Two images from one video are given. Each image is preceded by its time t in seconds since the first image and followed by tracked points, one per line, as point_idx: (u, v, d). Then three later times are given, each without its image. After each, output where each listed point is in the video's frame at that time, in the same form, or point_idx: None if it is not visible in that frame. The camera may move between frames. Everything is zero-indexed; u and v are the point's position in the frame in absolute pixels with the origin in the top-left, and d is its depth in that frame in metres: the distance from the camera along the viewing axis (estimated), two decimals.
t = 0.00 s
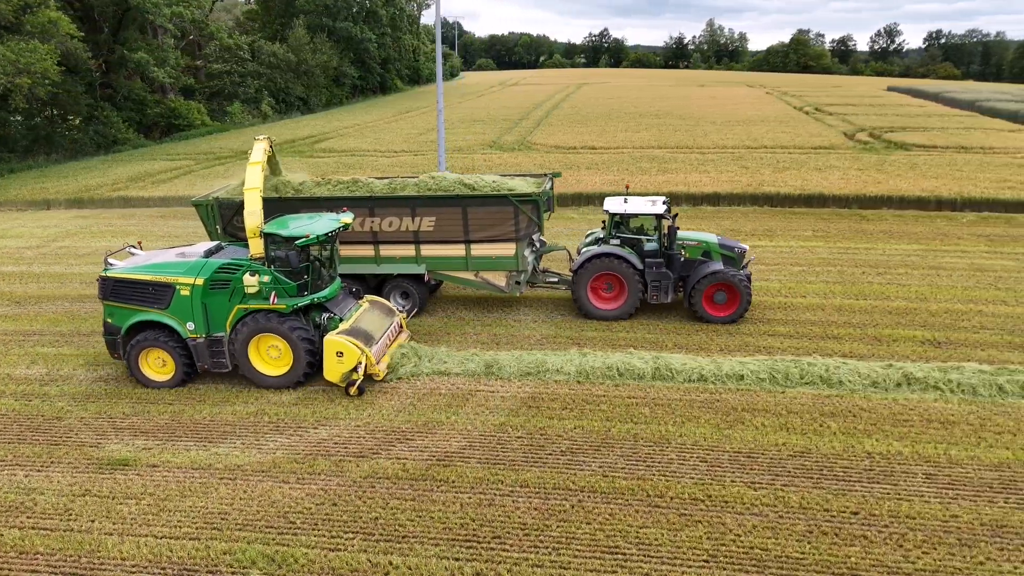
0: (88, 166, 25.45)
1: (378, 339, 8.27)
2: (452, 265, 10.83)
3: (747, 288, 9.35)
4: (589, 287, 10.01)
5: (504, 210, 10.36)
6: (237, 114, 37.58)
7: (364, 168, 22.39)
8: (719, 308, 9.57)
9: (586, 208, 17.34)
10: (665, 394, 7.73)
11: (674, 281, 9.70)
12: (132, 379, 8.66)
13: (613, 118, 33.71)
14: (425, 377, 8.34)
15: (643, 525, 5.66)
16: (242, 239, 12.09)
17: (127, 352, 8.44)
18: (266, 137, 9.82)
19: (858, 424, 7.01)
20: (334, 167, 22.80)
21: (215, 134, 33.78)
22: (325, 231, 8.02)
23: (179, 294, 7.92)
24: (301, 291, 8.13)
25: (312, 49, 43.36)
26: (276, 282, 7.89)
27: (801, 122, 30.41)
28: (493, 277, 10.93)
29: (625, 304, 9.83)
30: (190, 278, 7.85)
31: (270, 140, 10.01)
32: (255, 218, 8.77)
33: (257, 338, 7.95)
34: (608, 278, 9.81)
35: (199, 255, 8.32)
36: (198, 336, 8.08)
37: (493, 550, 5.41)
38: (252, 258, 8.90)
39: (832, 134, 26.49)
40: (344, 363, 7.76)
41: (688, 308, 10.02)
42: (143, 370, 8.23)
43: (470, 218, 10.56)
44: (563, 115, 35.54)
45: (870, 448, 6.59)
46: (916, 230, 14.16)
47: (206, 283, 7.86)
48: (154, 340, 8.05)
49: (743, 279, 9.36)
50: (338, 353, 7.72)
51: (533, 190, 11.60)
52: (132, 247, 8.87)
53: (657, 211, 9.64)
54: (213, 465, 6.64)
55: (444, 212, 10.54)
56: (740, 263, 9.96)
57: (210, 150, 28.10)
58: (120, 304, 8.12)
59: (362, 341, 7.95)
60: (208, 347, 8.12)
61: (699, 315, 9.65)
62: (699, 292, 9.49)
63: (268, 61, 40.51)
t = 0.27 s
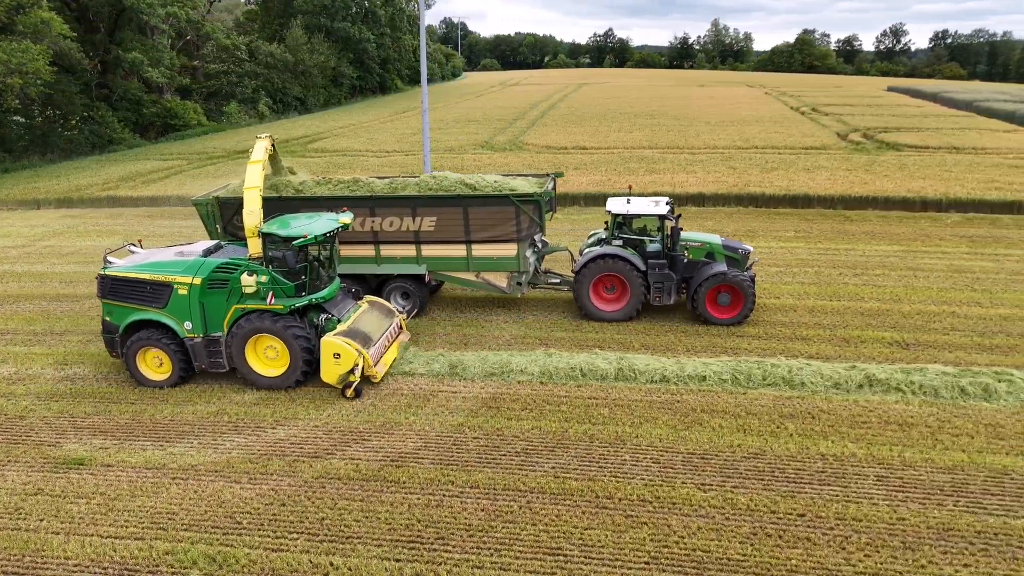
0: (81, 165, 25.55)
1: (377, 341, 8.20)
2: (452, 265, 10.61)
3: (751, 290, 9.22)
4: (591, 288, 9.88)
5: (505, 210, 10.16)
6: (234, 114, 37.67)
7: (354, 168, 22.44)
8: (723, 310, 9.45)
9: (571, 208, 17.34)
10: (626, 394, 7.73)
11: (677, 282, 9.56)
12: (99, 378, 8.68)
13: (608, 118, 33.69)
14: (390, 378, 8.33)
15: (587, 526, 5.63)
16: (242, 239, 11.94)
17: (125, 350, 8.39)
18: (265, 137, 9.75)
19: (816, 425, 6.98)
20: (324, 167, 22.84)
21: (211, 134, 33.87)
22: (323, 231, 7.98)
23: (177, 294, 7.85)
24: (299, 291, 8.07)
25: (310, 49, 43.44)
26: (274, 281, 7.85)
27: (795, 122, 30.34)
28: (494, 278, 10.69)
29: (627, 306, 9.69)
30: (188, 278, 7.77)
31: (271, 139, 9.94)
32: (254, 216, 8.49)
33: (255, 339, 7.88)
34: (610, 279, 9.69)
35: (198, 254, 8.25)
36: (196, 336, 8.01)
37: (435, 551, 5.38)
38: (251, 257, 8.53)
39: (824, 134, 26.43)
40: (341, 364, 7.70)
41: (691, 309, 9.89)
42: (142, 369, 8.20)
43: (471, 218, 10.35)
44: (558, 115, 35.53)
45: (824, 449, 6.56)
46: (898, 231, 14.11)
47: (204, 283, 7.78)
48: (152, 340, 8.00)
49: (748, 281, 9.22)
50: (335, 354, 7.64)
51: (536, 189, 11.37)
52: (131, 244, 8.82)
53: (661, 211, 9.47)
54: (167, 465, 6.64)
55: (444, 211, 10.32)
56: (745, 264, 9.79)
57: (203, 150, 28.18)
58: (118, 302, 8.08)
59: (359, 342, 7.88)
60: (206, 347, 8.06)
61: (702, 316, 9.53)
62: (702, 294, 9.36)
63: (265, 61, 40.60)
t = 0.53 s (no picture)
0: (72, 165, 25.62)
1: (372, 342, 8.12)
2: (452, 265, 10.56)
3: (753, 292, 9.16)
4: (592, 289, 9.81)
5: (505, 210, 10.08)
6: (229, 114, 37.73)
7: (342, 168, 22.46)
8: (725, 311, 9.38)
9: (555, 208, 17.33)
10: (587, 394, 7.73)
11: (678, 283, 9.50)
12: (64, 378, 8.69)
13: (601, 118, 33.67)
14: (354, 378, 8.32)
15: (531, 527, 5.62)
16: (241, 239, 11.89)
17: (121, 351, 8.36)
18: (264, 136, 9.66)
19: (772, 426, 6.97)
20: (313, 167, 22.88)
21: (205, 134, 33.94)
22: (319, 231, 7.87)
23: (172, 293, 7.82)
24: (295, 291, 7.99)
25: (306, 49, 43.49)
26: (270, 282, 7.78)
27: (787, 122, 30.29)
28: (494, 278, 10.65)
29: (628, 307, 9.60)
30: (183, 278, 7.74)
31: (269, 137, 9.89)
32: (251, 215, 8.48)
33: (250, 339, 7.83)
34: (611, 280, 9.62)
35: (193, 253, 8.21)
36: (191, 337, 7.97)
37: (376, 552, 5.36)
38: (246, 257, 8.40)
39: (815, 134, 26.38)
40: (337, 365, 7.60)
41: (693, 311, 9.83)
42: (137, 370, 8.17)
43: (471, 218, 10.28)
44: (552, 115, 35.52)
45: (777, 451, 6.55)
46: (878, 231, 14.07)
47: (199, 282, 7.74)
48: (147, 340, 7.96)
49: (750, 282, 9.16)
50: (330, 355, 7.54)
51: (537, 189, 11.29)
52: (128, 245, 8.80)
53: (662, 212, 9.41)
54: (120, 465, 6.64)
55: (444, 211, 10.24)
56: (747, 265, 9.72)
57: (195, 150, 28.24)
58: (113, 302, 8.05)
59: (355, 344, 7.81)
60: (201, 348, 8.02)
61: (704, 317, 9.48)
62: (704, 295, 9.30)
63: (261, 61, 40.67)
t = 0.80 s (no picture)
0: (62, 165, 25.70)
1: (368, 343, 8.06)
2: (452, 266, 10.49)
3: (755, 294, 9.08)
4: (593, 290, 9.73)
5: (505, 211, 10.01)
6: (224, 114, 37.80)
7: (330, 168, 22.51)
8: (726, 313, 9.29)
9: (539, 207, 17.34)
10: (546, 394, 7.72)
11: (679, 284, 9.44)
12: (29, 377, 8.72)
13: (594, 117, 33.66)
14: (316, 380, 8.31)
15: (474, 528, 5.60)
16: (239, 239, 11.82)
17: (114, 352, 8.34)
18: (266, 134, 9.53)
19: (727, 427, 6.95)
20: (301, 167, 22.95)
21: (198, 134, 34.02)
22: (312, 231, 7.84)
23: (165, 294, 7.80)
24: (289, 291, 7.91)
25: (300, 49, 43.69)
26: (264, 282, 7.71)
27: (780, 122, 30.23)
28: (494, 278, 10.56)
29: (628, 309, 9.54)
30: (176, 278, 7.72)
31: (271, 136, 9.82)
32: (245, 216, 8.59)
33: (243, 340, 7.79)
34: (611, 281, 9.57)
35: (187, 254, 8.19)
36: (184, 337, 7.95)
37: (315, 552, 5.34)
38: (241, 257, 8.40)
39: (806, 134, 26.32)
40: (331, 366, 7.57)
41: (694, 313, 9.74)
42: (131, 371, 8.15)
43: (470, 218, 10.21)
44: (545, 115, 35.51)
45: (729, 452, 6.53)
46: (857, 232, 14.02)
47: (192, 283, 7.72)
48: (140, 341, 7.94)
49: (751, 284, 9.09)
50: (325, 356, 7.52)
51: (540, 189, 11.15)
52: (122, 245, 8.79)
53: (663, 212, 9.36)
54: (70, 465, 6.64)
55: (443, 211, 10.18)
56: (749, 267, 9.63)
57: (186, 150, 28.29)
58: (107, 303, 8.04)
59: (351, 345, 7.75)
60: (195, 348, 8.00)
61: (705, 320, 9.39)
62: (705, 297, 9.21)
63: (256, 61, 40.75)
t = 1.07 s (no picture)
0: (55, 164, 25.80)
1: (365, 345, 7.98)
2: (452, 266, 10.38)
3: (759, 297, 8.99)
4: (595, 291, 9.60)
5: (506, 211, 9.88)
6: (220, 114, 37.89)
7: (320, 167, 22.54)
8: (730, 315, 9.17)
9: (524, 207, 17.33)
10: (507, 394, 7.70)
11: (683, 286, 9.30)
12: None
13: (589, 117, 33.64)
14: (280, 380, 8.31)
15: (418, 529, 5.58)
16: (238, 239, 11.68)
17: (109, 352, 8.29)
18: (263, 137, 9.44)
19: (683, 428, 6.92)
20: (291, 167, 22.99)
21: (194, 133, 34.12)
22: (309, 231, 7.84)
23: (161, 294, 7.75)
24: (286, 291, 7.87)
25: (298, 49, 43.78)
26: (260, 282, 7.68)
27: (773, 122, 30.16)
28: (495, 279, 10.44)
29: (632, 311, 9.40)
30: (172, 278, 7.66)
31: (266, 136, 9.68)
32: (242, 215, 8.30)
33: (239, 341, 7.74)
34: (614, 282, 9.44)
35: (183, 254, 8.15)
36: (180, 338, 7.90)
37: (256, 552, 5.34)
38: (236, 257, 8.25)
39: (798, 134, 26.25)
40: (327, 367, 7.49)
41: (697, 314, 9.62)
42: (126, 371, 8.09)
43: (471, 219, 10.10)
44: (540, 115, 35.50)
45: (682, 453, 6.51)
46: (839, 232, 13.96)
47: (188, 283, 7.67)
48: (135, 341, 7.88)
49: (756, 286, 8.98)
50: (321, 357, 7.44)
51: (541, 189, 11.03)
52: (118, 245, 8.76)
53: (667, 212, 9.19)
54: (25, 464, 6.65)
55: (444, 211, 10.07)
56: (754, 268, 9.51)
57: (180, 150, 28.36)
58: (102, 302, 7.98)
59: (347, 346, 7.67)
60: (190, 349, 7.94)
61: (708, 322, 9.27)
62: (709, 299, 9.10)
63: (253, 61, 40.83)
